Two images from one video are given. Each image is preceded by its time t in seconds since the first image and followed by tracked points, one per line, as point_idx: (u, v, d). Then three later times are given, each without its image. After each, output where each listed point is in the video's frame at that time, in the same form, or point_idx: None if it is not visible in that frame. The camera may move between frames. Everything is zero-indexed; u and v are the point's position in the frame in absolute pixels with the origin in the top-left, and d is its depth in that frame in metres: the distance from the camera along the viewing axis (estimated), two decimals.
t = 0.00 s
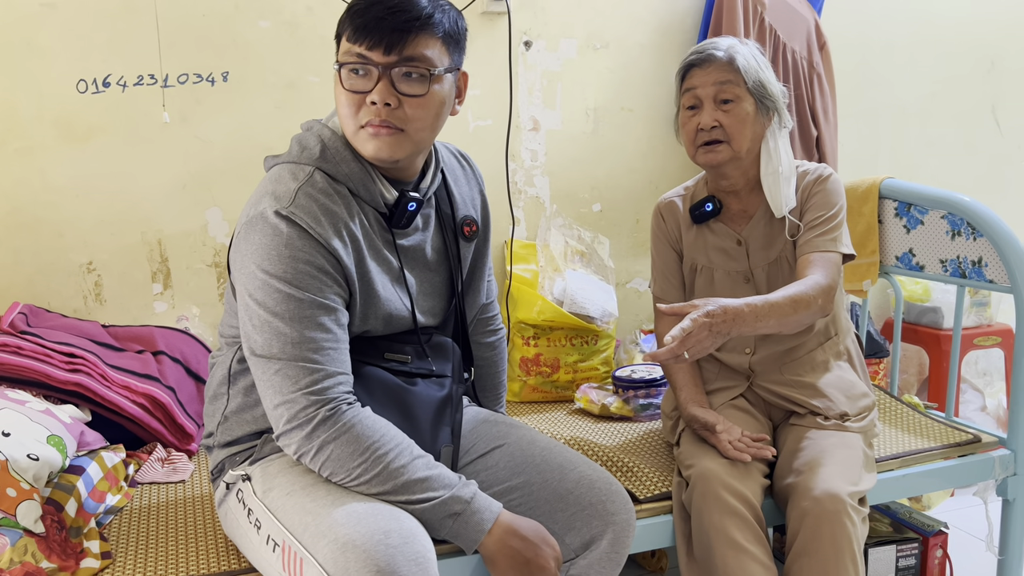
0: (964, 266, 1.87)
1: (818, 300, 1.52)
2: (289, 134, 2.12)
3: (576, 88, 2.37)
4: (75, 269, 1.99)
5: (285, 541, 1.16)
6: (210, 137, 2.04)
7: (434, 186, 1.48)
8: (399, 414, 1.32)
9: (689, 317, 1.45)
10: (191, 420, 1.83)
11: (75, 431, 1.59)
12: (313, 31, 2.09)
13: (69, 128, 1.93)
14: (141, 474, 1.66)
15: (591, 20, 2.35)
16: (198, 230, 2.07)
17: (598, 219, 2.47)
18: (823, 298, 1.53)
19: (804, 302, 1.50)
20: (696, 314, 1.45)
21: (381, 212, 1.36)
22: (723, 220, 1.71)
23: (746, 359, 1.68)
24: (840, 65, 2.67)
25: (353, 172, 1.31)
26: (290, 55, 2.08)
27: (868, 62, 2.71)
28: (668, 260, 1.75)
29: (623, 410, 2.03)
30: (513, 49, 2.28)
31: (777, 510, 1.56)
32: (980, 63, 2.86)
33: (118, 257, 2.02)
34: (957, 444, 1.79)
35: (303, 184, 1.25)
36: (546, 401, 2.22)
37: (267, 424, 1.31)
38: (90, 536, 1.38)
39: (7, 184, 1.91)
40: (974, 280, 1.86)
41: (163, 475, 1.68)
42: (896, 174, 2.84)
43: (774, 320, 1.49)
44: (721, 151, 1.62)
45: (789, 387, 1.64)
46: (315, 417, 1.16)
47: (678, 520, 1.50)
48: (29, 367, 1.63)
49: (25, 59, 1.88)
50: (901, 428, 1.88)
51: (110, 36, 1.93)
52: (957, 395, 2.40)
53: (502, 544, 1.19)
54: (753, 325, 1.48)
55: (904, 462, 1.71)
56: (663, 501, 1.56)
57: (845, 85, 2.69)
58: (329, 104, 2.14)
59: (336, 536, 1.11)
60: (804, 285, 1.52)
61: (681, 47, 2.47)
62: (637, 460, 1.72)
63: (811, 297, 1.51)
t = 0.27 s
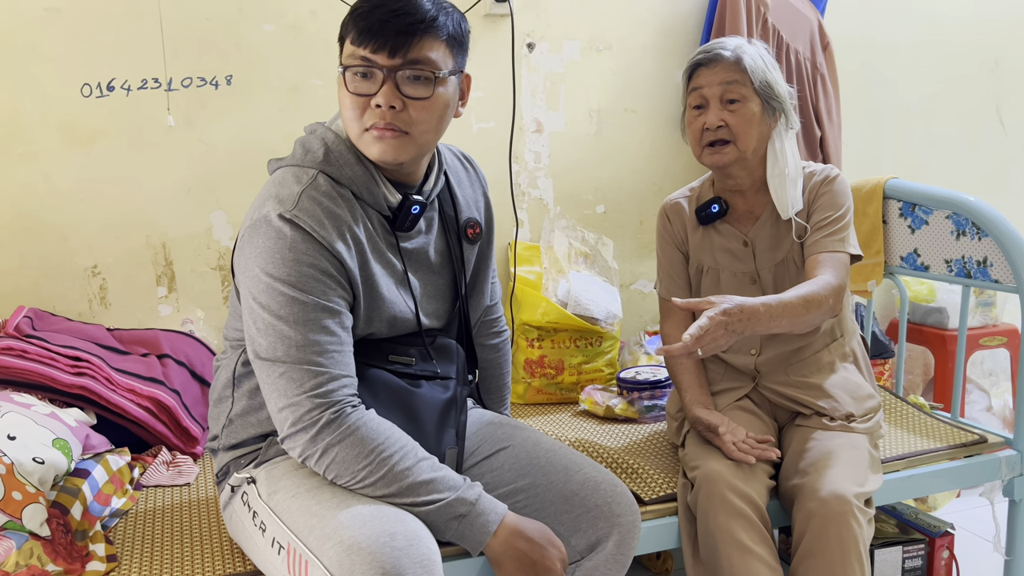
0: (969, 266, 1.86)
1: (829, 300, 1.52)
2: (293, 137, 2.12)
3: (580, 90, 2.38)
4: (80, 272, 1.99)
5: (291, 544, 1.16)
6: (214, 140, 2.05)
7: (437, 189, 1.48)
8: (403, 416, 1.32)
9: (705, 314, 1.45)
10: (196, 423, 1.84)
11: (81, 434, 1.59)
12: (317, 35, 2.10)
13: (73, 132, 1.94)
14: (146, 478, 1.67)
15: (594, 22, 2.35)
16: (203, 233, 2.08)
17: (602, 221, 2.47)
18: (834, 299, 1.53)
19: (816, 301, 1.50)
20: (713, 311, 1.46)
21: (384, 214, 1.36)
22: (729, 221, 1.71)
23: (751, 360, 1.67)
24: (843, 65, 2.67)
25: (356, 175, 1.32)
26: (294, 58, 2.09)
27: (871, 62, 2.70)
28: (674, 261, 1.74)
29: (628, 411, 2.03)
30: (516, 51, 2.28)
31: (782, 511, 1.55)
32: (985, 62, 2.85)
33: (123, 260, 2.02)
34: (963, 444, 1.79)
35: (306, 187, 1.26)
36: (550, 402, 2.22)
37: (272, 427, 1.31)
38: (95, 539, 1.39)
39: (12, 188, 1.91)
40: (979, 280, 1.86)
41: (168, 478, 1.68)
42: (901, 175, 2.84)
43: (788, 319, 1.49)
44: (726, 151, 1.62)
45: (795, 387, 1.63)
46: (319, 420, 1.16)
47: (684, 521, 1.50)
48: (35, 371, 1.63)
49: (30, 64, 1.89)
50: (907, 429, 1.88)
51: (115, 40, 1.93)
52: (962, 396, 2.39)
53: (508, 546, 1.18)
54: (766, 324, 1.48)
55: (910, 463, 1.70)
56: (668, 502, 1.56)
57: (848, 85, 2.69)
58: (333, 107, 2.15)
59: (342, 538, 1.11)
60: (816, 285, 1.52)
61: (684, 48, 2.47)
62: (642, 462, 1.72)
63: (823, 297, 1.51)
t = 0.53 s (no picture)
0: (978, 267, 1.86)
1: (842, 310, 1.52)
2: (300, 142, 2.13)
3: (586, 93, 2.38)
4: (89, 277, 2.00)
5: (299, 547, 1.16)
6: (222, 145, 2.06)
7: (443, 192, 1.48)
8: (411, 419, 1.33)
9: (722, 335, 1.42)
10: (205, 426, 1.84)
11: (90, 438, 1.60)
12: (324, 40, 2.11)
13: (83, 138, 1.95)
14: (155, 481, 1.67)
15: (600, 25, 2.36)
16: (211, 237, 2.09)
17: (608, 223, 2.47)
18: (846, 307, 1.53)
19: (829, 312, 1.50)
20: (729, 331, 1.43)
21: (391, 218, 1.36)
22: (736, 223, 1.71)
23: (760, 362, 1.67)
24: (850, 66, 2.66)
25: (363, 178, 1.32)
26: (301, 62, 2.09)
27: (878, 63, 2.70)
28: (682, 263, 1.74)
29: (635, 414, 2.03)
30: (522, 55, 2.28)
31: (791, 514, 1.55)
32: (992, 63, 2.84)
33: (132, 265, 2.03)
34: (973, 446, 1.78)
35: (314, 191, 1.26)
36: (557, 405, 2.22)
37: (281, 430, 1.32)
38: (105, 543, 1.39)
39: (22, 194, 1.93)
40: (988, 281, 1.85)
41: (177, 481, 1.69)
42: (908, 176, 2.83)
43: (802, 331, 1.49)
44: (734, 155, 1.63)
45: (804, 390, 1.63)
46: (327, 423, 1.16)
47: (692, 524, 1.50)
48: (45, 375, 1.64)
49: (39, 70, 1.90)
50: (916, 431, 1.87)
51: (123, 46, 1.94)
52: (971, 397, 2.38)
53: (516, 548, 1.18)
54: (783, 338, 1.47)
55: (919, 465, 1.69)
56: (676, 505, 1.55)
57: (855, 86, 2.68)
58: (340, 112, 2.16)
59: (350, 541, 1.11)
60: (829, 295, 1.52)
61: (690, 50, 2.47)
62: (650, 465, 1.72)
63: (835, 306, 1.51)
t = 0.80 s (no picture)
0: (989, 270, 1.84)
1: (863, 320, 1.53)
2: (310, 149, 2.14)
3: (595, 98, 2.38)
4: (102, 284, 2.02)
5: (308, 552, 1.17)
6: (233, 152, 2.07)
7: (451, 198, 1.49)
8: (419, 424, 1.33)
9: (763, 356, 1.41)
10: (216, 431, 1.85)
11: (103, 443, 1.61)
12: (334, 47, 2.12)
13: (95, 146, 1.97)
14: (167, 486, 1.68)
15: (608, 30, 2.36)
16: (222, 244, 2.10)
17: (618, 228, 2.47)
18: (866, 318, 1.54)
19: (853, 324, 1.51)
20: (769, 352, 1.42)
21: (398, 225, 1.37)
22: (745, 228, 1.70)
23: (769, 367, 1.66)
24: (860, 70, 2.65)
25: (371, 185, 1.33)
26: (311, 70, 2.11)
27: (889, 67, 2.69)
28: (690, 268, 1.75)
29: (645, 419, 2.02)
30: (531, 61, 2.29)
31: (801, 519, 1.55)
32: (1004, 66, 2.83)
33: (144, 271, 2.05)
34: (985, 451, 1.76)
35: (322, 198, 1.27)
36: (567, 410, 2.22)
37: (290, 436, 1.33)
38: (116, 548, 1.41)
39: (36, 201, 1.95)
40: (1000, 285, 1.83)
41: (189, 486, 1.70)
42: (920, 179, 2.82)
43: (830, 345, 1.49)
44: (754, 158, 1.62)
45: (812, 395, 1.62)
46: (335, 428, 1.17)
47: (701, 529, 1.49)
48: (59, 381, 1.66)
49: (52, 79, 1.92)
50: (928, 436, 1.86)
51: (135, 55, 1.96)
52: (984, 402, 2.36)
53: (523, 554, 1.19)
54: (814, 353, 1.47)
55: (930, 470, 1.68)
56: (685, 511, 1.55)
57: (866, 90, 2.67)
58: (350, 119, 2.17)
59: (358, 546, 1.12)
60: (851, 306, 1.53)
61: (699, 55, 2.48)
62: (659, 470, 1.71)
63: (858, 319, 1.52)
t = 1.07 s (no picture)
0: (1007, 275, 1.82)
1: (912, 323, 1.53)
2: (324, 155, 2.16)
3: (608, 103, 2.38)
4: (119, 289, 2.04)
5: (321, 557, 1.17)
6: (248, 159, 2.09)
7: (463, 205, 1.49)
8: (431, 430, 1.34)
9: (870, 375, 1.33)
10: (231, 436, 1.87)
11: (120, 447, 1.63)
12: (348, 54, 2.14)
13: (113, 153, 1.99)
14: (183, 490, 1.70)
15: (622, 36, 2.36)
16: (238, 249, 2.12)
17: (631, 233, 2.47)
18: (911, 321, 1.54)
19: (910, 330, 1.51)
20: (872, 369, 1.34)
21: (411, 232, 1.37)
22: (759, 233, 1.70)
23: (783, 372, 1.66)
24: (876, 73, 2.64)
25: (384, 193, 1.34)
26: (325, 77, 2.13)
27: (905, 70, 2.67)
28: (704, 274, 1.74)
29: (659, 424, 2.02)
30: (544, 66, 2.29)
31: (816, 526, 1.54)
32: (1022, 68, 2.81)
33: (161, 277, 2.07)
34: (1003, 457, 1.74)
35: (335, 206, 1.28)
36: (580, 415, 2.22)
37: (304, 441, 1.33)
38: (133, 551, 1.42)
39: (54, 208, 1.97)
40: (1017, 289, 1.81)
41: (204, 490, 1.71)
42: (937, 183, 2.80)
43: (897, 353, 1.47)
44: (765, 160, 1.61)
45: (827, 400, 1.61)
46: (348, 434, 1.17)
47: (715, 535, 1.49)
48: (76, 386, 1.68)
49: (71, 87, 1.94)
50: (945, 442, 1.84)
51: (152, 63, 1.99)
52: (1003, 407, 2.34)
53: (536, 560, 1.18)
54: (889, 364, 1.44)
55: (947, 477, 1.67)
56: (699, 517, 1.54)
57: (882, 93, 2.66)
58: (364, 125, 2.19)
59: (371, 552, 1.12)
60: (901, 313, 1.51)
61: (712, 59, 2.47)
62: (672, 476, 1.71)
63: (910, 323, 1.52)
